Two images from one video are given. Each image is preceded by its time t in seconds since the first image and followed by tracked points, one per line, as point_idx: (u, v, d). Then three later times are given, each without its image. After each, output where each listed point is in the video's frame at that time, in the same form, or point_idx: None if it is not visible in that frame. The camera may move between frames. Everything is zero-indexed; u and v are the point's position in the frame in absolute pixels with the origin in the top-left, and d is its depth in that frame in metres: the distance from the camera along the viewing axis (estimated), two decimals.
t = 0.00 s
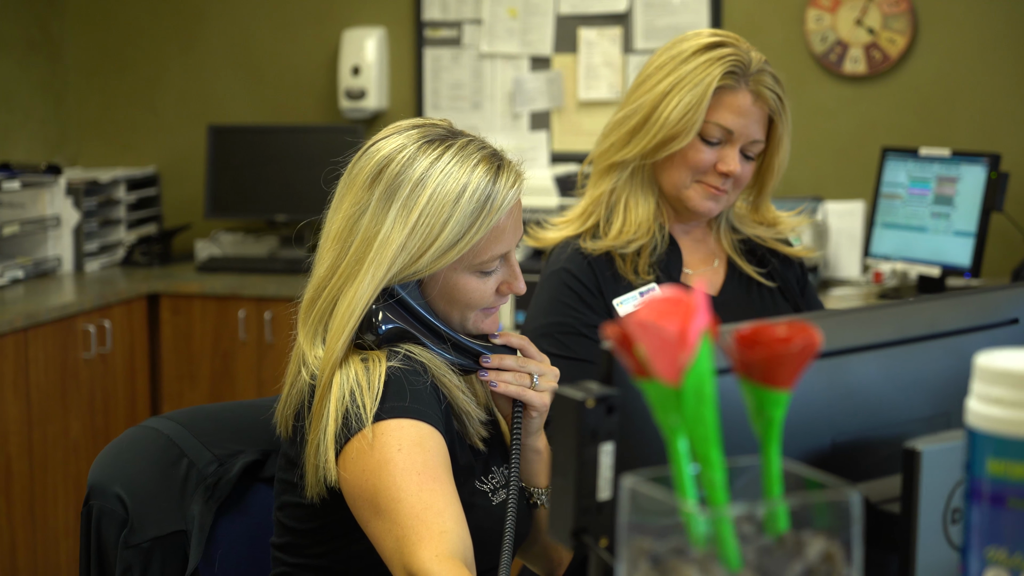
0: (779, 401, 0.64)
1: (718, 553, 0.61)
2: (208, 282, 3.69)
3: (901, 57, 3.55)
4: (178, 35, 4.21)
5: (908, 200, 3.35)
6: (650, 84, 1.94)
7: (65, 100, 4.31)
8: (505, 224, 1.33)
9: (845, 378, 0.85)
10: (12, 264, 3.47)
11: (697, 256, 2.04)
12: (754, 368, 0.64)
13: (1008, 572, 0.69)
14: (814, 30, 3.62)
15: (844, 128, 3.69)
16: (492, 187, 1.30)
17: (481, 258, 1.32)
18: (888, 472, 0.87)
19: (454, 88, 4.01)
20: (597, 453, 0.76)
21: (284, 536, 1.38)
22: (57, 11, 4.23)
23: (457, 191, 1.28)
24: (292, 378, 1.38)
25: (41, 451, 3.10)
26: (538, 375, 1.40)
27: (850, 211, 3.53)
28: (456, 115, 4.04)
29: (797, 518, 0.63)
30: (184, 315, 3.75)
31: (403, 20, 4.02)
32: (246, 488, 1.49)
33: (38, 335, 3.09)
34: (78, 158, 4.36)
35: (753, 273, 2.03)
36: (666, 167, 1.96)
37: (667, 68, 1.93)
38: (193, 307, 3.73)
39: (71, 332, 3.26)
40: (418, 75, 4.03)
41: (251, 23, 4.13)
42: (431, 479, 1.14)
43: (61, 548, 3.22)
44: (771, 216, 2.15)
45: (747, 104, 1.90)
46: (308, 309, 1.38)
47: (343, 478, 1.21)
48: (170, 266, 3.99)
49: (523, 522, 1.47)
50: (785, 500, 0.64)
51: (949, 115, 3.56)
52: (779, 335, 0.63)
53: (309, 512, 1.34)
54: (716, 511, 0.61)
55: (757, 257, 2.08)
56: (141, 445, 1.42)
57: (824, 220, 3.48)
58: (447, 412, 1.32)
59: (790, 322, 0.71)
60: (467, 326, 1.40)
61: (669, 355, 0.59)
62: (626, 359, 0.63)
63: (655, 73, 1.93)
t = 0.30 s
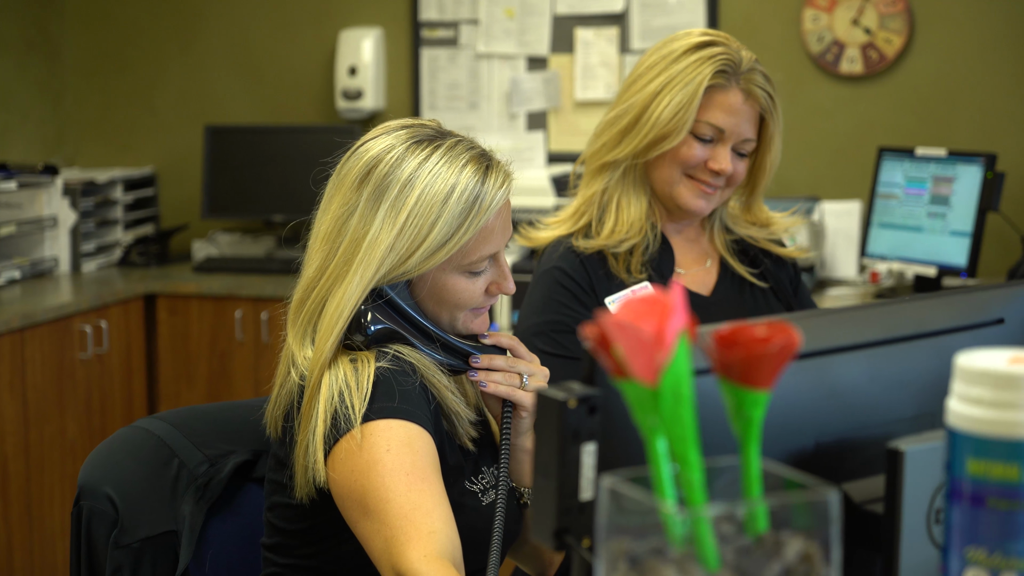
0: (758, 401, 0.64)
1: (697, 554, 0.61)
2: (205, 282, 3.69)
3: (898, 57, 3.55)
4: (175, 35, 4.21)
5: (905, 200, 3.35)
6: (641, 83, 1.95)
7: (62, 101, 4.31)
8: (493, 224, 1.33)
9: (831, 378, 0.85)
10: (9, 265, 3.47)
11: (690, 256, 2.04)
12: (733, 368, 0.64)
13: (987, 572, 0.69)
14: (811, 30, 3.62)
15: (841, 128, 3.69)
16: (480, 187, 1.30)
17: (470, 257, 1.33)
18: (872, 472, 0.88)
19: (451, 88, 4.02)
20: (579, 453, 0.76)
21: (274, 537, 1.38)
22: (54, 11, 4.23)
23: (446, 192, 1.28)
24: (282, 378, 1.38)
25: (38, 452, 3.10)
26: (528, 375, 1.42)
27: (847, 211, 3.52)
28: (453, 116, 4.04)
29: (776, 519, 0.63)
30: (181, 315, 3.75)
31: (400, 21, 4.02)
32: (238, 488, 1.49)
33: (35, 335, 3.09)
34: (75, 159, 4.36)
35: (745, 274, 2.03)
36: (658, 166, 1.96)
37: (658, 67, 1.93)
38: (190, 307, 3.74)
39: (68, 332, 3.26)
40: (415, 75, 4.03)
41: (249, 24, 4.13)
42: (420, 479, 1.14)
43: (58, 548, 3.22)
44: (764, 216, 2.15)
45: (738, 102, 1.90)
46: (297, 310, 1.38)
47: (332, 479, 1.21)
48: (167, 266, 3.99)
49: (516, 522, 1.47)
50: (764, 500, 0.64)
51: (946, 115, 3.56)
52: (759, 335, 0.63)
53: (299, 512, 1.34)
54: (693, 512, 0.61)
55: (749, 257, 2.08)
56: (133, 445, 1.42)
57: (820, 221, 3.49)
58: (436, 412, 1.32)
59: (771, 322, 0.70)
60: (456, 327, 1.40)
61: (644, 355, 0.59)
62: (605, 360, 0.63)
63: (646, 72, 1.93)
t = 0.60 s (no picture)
0: (735, 401, 0.64)
1: (673, 554, 0.61)
2: (202, 283, 3.69)
3: (894, 57, 3.55)
4: (172, 36, 4.21)
5: (901, 200, 3.35)
6: (641, 85, 1.94)
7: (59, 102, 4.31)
8: (484, 225, 1.33)
9: (814, 379, 0.85)
10: (6, 265, 3.48)
11: (679, 257, 2.04)
12: (710, 368, 0.63)
13: (965, 572, 0.69)
14: (807, 30, 3.62)
15: (837, 129, 3.69)
16: (470, 187, 1.30)
17: (460, 258, 1.33)
18: (856, 473, 0.88)
19: (447, 88, 4.02)
20: (560, 452, 0.76)
21: (264, 537, 1.39)
22: (51, 12, 4.23)
23: (435, 192, 1.28)
24: (272, 378, 1.38)
25: (33, 453, 3.10)
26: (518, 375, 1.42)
27: (842, 211, 3.52)
28: (449, 116, 4.04)
29: (755, 519, 0.63)
30: (177, 315, 3.75)
31: (397, 21, 4.02)
32: (228, 489, 1.50)
33: (30, 335, 3.09)
34: (71, 159, 4.36)
35: (734, 274, 2.03)
36: (657, 168, 1.96)
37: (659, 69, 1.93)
38: (186, 308, 3.74)
39: (64, 333, 3.26)
40: (411, 75, 4.03)
41: (245, 24, 4.13)
42: (409, 479, 1.14)
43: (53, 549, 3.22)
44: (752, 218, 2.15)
45: (741, 108, 1.92)
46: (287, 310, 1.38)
47: (321, 480, 1.21)
48: (164, 267, 3.99)
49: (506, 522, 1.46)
50: (741, 500, 0.64)
51: (942, 115, 3.56)
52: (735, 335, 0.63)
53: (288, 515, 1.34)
54: (670, 512, 0.61)
55: (738, 257, 2.08)
56: (122, 445, 1.42)
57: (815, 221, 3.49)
58: (425, 412, 1.32)
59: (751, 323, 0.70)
60: (446, 326, 1.40)
61: (620, 355, 0.59)
62: (581, 358, 0.63)
63: (648, 74, 1.93)
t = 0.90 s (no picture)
0: (711, 402, 0.63)
1: (647, 555, 0.61)
2: (198, 284, 3.69)
3: (891, 57, 3.55)
4: (170, 38, 4.21)
5: (897, 200, 3.35)
6: (636, 86, 1.94)
7: (56, 103, 4.31)
8: (473, 226, 1.33)
9: (795, 381, 0.84)
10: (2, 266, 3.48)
11: (670, 258, 2.04)
12: (685, 369, 0.63)
13: (942, 573, 0.69)
14: (803, 30, 3.62)
15: (833, 129, 3.69)
16: (458, 188, 1.30)
17: (449, 259, 1.33)
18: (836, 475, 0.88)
19: (444, 89, 4.02)
20: (539, 453, 0.76)
21: (253, 538, 1.38)
22: (47, 13, 4.23)
23: (423, 192, 1.28)
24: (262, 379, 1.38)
25: (30, 454, 3.10)
26: (507, 376, 1.42)
27: (839, 212, 3.53)
28: (447, 117, 4.04)
29: (730, 520, 0.63)
30: (173, 316, 3.75)
31: (393, 21, 4.02)
32: (218, 489, 1.50)
33: (27, 336, 3.09)
34: (68, 160, 4.37)
35: (725, 275, 2.03)
36: (651, 170, 1.97)
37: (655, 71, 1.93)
38: (182, 309, 3.73)
39: (60, 334, 3.26)
40: (408, 76, 4.03)
41: (242, 25, 4.13)
42: (397, 480, 1.14)
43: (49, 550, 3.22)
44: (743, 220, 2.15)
45: (736, 112, 1.92)
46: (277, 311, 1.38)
47: (310, 482, 1.20)
48: (160, 268, 3.99)
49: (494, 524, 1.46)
50: (716, 500, 0.64)
51: (938, 116, 3.56)
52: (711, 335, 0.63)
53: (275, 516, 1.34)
54: (644, 512, 0.61)
55: (729, 258, 2.08)
56: (111, 446, 1.42)
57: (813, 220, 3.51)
58: (414, 413, 1.32)
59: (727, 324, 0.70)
60: (434, 326, 1.41)
61: (593, 355, 0.59)
62: (555, 359, 0.63)
63: (644, 75, 1.93)
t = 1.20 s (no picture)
0: (685, 403, 0.63)
1: (621, 555, 0.61)
2: (194, 285, 3.69)
3: (886, 57, 3.55)
4: (166, 38, 4.21)
5: (892, 200, 3.34)
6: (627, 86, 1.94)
7: (52, 103, 4.31)
8: (461, 226, 1.33)
9: (774, 382, 0.84)
10: None
11: (661, 258, 2.04)
12: (659, 370, 0.63)
13: (916, 573, 0.69)
14: (799, 30, 3.61)
15: (829, 129, 3.68)
16: (447, 188, 1.30)
17: (437, 260, 1.33)
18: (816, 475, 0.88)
19: (440, 89, 4.02)
20: (516, 453, 0.76)
21: (242, 538, 1.38)
22: (44, 14, 4.23)
23: (412, 192, 1.28)
24: (251, 379, 1.38)
25: (25, 454, 3.10)
26: (496, 376, 1.43)
27: (834, 212, 3.58)
28: (443, 117, 4.04)
29: (705, 520, 0.63)
30: (170, 317, 3.75)
31: (389, 22, 4.02)
32: (207, 490, 1.50)
33: (22, 337, 3.09)
34: (65, 161, 4.37)
35: (715, 275, 2.03)
36: (642, 171, 1.97)
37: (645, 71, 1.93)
38: (178, 309, 3.73)
39: (56, 335, 3.27)
40: (404, 77, 4.03)
41: (238, 26, 4.13)
42: (385, 480, 1.14)
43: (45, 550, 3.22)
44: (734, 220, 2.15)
45: (726, 113, 1.92)
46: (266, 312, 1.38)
47: (298, 482, 1.20)
48: (157, 268, 3.99)
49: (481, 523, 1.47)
50: (690, 500, 0.64)
51: (933, 116, 3.56)
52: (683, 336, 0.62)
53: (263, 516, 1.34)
54: (617, 513, 0.61)
55: (719, 259, 2.08)
56: (99, 447, 1.42)
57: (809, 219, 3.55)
58: (402, 413, 1.32)
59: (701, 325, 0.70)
60: (423, 327, 1.41)
61: (564, 356, 0.59)
62: (527, 360, 0.62)
63: (635, 75, 1.93)
